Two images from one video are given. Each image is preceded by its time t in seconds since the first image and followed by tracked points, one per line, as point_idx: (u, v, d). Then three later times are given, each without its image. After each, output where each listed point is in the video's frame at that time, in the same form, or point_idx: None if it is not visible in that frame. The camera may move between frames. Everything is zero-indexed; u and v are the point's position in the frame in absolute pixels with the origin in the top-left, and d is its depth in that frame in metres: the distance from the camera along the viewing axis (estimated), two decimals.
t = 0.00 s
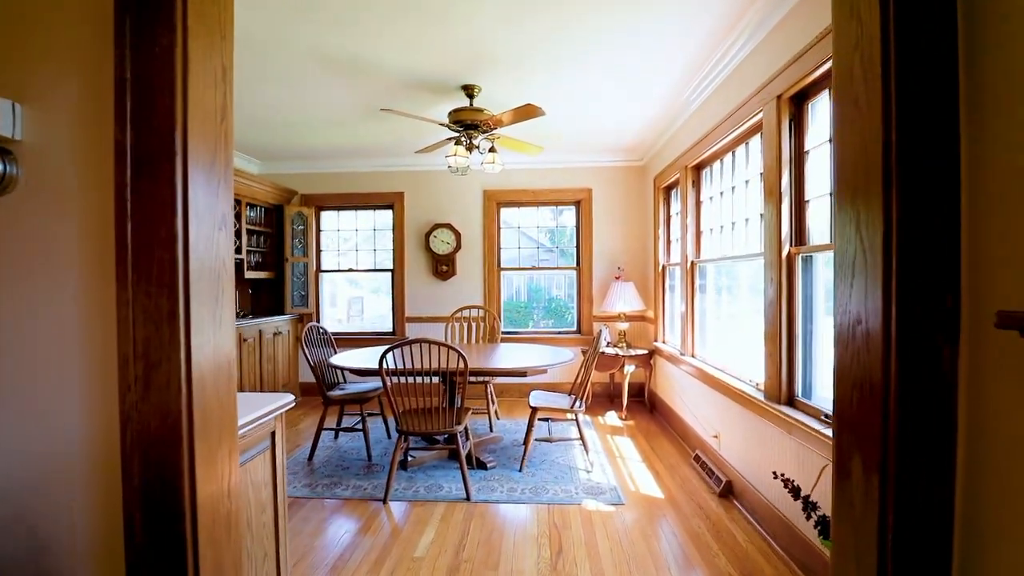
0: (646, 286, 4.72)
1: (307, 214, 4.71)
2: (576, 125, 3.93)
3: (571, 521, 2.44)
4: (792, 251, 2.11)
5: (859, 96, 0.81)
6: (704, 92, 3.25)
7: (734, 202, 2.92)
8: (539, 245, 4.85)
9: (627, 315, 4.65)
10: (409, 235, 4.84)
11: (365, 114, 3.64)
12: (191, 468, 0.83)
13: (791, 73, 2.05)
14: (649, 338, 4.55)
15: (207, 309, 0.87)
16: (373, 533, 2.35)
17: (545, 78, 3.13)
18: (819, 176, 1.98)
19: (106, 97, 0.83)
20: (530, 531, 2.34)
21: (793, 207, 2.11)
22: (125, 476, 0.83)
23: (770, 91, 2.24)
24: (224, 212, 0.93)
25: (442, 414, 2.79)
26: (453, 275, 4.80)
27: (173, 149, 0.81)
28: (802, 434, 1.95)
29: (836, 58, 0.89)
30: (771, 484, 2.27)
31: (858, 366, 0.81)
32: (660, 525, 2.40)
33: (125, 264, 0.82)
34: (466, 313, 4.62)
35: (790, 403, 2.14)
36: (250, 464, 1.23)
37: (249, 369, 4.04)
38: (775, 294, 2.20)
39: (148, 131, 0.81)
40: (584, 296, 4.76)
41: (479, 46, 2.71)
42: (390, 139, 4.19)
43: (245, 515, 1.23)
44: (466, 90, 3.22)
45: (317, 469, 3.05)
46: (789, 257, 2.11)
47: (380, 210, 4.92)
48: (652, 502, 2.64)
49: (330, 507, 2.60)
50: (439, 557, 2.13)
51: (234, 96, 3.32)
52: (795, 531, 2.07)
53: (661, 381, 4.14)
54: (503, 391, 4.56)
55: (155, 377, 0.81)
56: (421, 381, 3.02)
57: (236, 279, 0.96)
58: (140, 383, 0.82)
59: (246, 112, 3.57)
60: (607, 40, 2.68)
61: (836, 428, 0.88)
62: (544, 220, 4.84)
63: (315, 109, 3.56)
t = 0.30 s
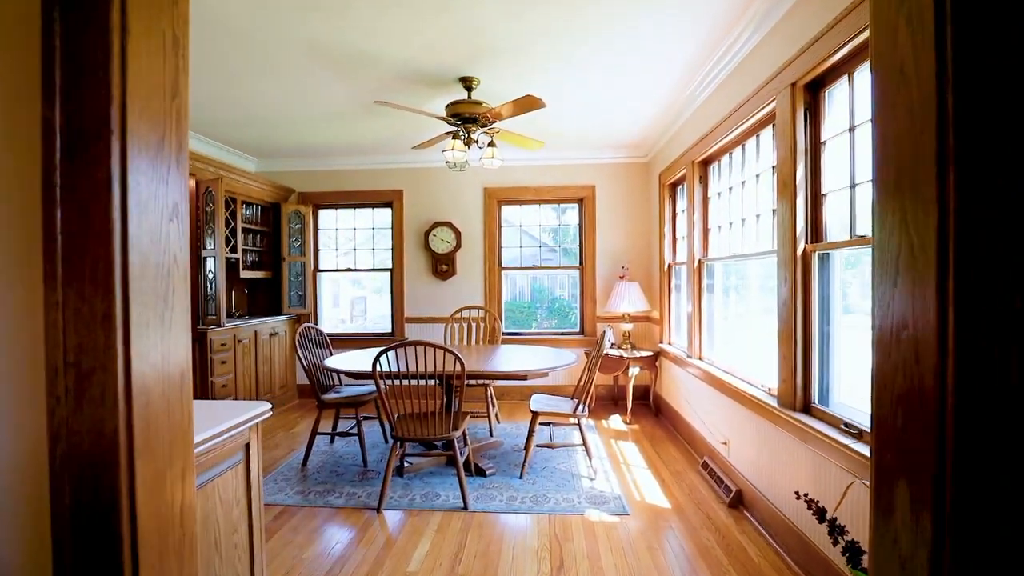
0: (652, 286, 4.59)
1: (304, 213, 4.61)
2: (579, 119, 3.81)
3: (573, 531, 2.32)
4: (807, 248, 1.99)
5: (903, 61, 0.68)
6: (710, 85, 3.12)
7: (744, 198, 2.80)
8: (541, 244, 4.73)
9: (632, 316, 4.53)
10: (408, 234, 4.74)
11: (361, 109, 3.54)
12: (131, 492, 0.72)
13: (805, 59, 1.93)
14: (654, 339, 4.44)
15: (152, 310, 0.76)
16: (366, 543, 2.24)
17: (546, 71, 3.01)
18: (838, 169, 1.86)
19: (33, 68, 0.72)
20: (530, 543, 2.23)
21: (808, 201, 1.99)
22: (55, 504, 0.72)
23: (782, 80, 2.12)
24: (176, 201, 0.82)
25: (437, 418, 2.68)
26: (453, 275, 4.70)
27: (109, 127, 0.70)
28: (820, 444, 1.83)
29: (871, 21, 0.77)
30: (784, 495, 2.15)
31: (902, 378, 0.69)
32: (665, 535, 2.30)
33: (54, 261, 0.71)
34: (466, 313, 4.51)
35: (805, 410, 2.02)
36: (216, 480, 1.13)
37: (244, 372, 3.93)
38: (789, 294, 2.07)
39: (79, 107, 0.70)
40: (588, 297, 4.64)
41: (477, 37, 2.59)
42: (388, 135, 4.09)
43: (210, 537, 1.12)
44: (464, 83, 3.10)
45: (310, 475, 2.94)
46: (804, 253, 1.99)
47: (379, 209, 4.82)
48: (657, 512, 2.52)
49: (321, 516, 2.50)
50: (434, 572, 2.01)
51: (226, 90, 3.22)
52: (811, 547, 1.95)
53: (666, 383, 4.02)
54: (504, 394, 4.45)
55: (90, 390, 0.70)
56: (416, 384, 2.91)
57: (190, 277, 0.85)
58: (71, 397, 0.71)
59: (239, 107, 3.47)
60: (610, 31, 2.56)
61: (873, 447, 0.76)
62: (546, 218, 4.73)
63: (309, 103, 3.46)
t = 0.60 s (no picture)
0: (660, 286, 4.46)
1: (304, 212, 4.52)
2: (584, 114, 3.69)
3: (577, 544, 2.21)
4: (828, 245, 1.86)
5: (971, 13, 0.56)
6: (721, 77, 2.99)
7: (757, 193, 2.67)
8: (545, 243, 4.61)
9: (639, 317, 4.40)
10: (410, 233, 4.64)
11: (359, 105, 3.44)
12: (51, 529, 0.61)
13: (825, 42, 1.80)
14: (662, 340, 4.30)
15: (80, 315, 0.66)
16: (359, 556, 2.14)
17: (549, 63, 2.89)
18: (863, 160, 1.73)
19: None
20: (531, 557, 2.11)
21: (830, 194, 1.86)
22: None
23: (799, 66, 1.99)
24: (112, 189, 0.71)
25: (435, 424, 2.58)
26: (456, 275, 4.59)
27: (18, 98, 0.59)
28: (842, 456, 1.70)
29: None
30: (803, 510, 2.01)
31: (971, 400, 0.57)
32: (675, 550, 2.17)
33: None
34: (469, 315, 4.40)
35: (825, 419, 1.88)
36: (178, 502, 1.02)
37: (241, 375, 3.83)
38: (808, 295, 1.94)
39: None
40: (594, 297, 4.51)
41: (475, 27, 2.48)
42: (388, 131, 3.99)
43: (171, 565, 1.01)
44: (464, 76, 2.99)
45: (305, 482, 2.85)
46: (825, 251, 1.86)
47: (380, 207, 4.73)
48: (666, 524, 2.39)
49: (314, 527, 2.40)
50: None
51: (221, 86, 3.13)
52: (832, 567, 1.81)
53: (676, 387, 3.89)
54: (508, 397, 4.34)
55: None
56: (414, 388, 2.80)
57: (130, 275, 0.75)
58: None
59: (235, 104, 3.38)
60: (615, 20, 2.43)
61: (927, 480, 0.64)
62: (551, 217, 4.61)
63: (306, 98, 3.36)
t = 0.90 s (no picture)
0: (671, 286, 4.32)
1: (308, 211, 4.45)
2: (592, 109, 3.57)
3: (583, 557, 2.10)
4: (853, 242, 1.73)
5: None
6: (735, 68, 2.85)
7: (774, 188, 2.53)
8: (553, 241, 4.50)
9: (649, 318, 4.27)
10: (414, 232, 4.55)
11: (360, 100, 3.35)
12: None
13: (850, 22, 1.66)
14: (673, 342, 4.17)
15: None
16: (353, 567, 2.05)
17: (555, 54, 2.78)
18: (893, 150, 1.59)
19: None
20: (536, 570, 2.01)
21: (855, 187, 1.72)
22: None
23: (821, 50, 1.85)
24: (33, 176, 0.62)
25: (436, 430, 2.47)
26: (461, 275, 4.49)
27: None
28: (871, 470, 1.56)
29: None
30: (826, 525, 1.88)
31: None
32: (687, 565, 2.04)
33: None
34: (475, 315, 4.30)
35: (851, 430, 1.75)
36: (136, 524, 0.93)
37: (242, 376, 3.77)
38: (831, 295, 1.81)
39: None
40: (603, 298, 4.39)
41: (476, 16, 2.38)
42: (391, 127, 3.90)
43: None
44: (467, 68, 2.88)
45: (304, 488, 2.76)
46: (850, 248, 1.73)
47: (384, 206, 4.64)
48: (678, 537, 2.26)
49: (310, 535, 2.31)
50: None
51: (218, 82, 3.05)
52: None
53: (687, 390, 3.76)
54: (515, 399, 4.23)
55: None
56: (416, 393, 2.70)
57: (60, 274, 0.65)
58: None
59: (234, 100, 3.31)
60: (623, 6, 2.31)
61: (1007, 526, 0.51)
62: (559, 215, 4.49)
63: (305, 94, 3.28)
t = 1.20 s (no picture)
0: (685, 286, 4.19)
1: (314, 209, 4.39)
2: (602, 103, 3.45)
3: (593, 571, 1.98)
4: (885, 237, 1.60)
5: None
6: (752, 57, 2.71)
7: (795, 183, 2.40)
8: (563, 240, 4.38)
9: (663, 319, 4.14)
10: (422, 231, 4.47)
11: (364, 95, 3.27)
12: None
13: None
14: (688, 344, 4.03)
15: None
16: None
17: (563, 44, 2.66)
18: (929, 138, 1.46)
19: None
20: None
21: (887, 179, 1.59)
22: None
23: (849, 32, 1.72)
24: None
25: (440, 433, 2.38)
26: (469, 274, 4.40)
27: None
28: (906, 486, 1.43)
29: None
30: (854, 543, 1.75)
31: None
32: None
33: None
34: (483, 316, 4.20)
35: (883, 441, 1.61)
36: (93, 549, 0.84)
37: (247, 377, 3.71)
38: (861, 295, 1.67)
39: None
40: (615, 298, 4.26)
41: (480, 5, 2.28)
42: (397, 123, 3.83)
43: None
44: (472, 60, 2.78)
45: (305, 493, 2.69)
46: (881, 244, 1.59)
47: (391, 204, 4.57)
48: (694, 550, 2.14)
49: (309, 544, 2.22)
50: None
51: (219, 77, 3.00)
52: None
53: (703, 394, 3.62)
54: (524, 402, 4.12)
55: None
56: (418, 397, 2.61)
57: None
58: None
59: (236, 97, 3.25)
60: None
61: None
62: (569, 213, 4.37)
63: (309, 89, 3.21)
